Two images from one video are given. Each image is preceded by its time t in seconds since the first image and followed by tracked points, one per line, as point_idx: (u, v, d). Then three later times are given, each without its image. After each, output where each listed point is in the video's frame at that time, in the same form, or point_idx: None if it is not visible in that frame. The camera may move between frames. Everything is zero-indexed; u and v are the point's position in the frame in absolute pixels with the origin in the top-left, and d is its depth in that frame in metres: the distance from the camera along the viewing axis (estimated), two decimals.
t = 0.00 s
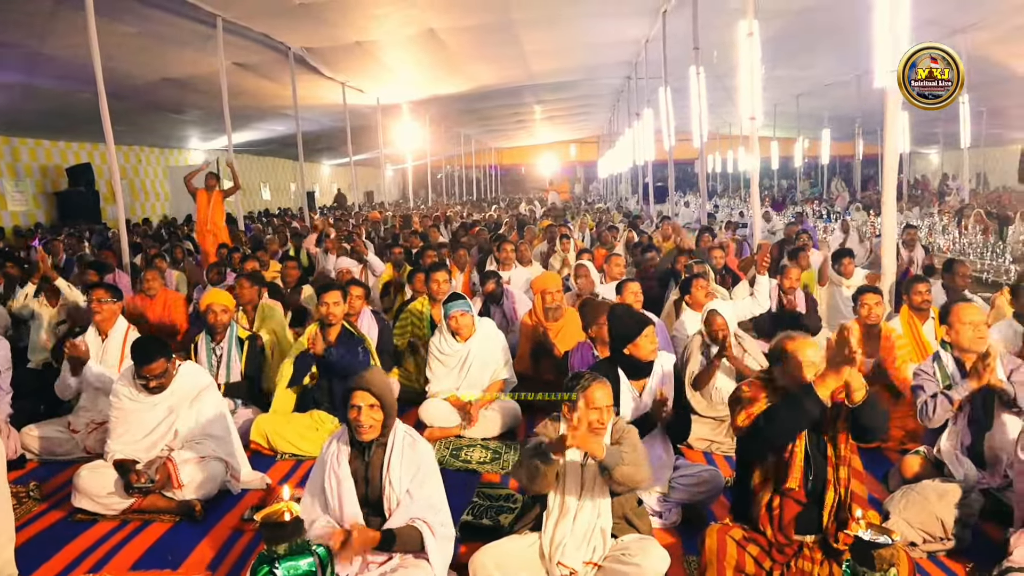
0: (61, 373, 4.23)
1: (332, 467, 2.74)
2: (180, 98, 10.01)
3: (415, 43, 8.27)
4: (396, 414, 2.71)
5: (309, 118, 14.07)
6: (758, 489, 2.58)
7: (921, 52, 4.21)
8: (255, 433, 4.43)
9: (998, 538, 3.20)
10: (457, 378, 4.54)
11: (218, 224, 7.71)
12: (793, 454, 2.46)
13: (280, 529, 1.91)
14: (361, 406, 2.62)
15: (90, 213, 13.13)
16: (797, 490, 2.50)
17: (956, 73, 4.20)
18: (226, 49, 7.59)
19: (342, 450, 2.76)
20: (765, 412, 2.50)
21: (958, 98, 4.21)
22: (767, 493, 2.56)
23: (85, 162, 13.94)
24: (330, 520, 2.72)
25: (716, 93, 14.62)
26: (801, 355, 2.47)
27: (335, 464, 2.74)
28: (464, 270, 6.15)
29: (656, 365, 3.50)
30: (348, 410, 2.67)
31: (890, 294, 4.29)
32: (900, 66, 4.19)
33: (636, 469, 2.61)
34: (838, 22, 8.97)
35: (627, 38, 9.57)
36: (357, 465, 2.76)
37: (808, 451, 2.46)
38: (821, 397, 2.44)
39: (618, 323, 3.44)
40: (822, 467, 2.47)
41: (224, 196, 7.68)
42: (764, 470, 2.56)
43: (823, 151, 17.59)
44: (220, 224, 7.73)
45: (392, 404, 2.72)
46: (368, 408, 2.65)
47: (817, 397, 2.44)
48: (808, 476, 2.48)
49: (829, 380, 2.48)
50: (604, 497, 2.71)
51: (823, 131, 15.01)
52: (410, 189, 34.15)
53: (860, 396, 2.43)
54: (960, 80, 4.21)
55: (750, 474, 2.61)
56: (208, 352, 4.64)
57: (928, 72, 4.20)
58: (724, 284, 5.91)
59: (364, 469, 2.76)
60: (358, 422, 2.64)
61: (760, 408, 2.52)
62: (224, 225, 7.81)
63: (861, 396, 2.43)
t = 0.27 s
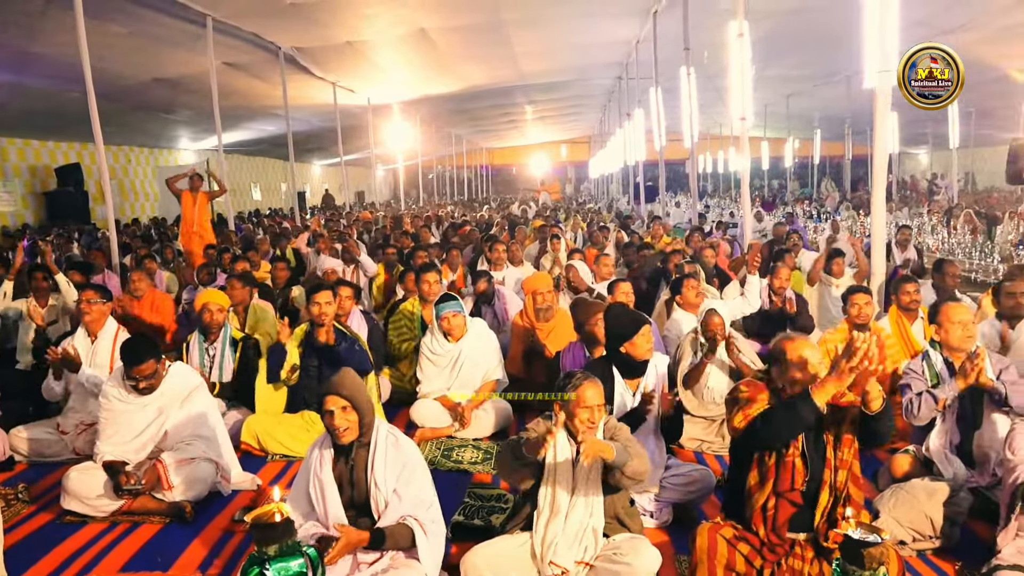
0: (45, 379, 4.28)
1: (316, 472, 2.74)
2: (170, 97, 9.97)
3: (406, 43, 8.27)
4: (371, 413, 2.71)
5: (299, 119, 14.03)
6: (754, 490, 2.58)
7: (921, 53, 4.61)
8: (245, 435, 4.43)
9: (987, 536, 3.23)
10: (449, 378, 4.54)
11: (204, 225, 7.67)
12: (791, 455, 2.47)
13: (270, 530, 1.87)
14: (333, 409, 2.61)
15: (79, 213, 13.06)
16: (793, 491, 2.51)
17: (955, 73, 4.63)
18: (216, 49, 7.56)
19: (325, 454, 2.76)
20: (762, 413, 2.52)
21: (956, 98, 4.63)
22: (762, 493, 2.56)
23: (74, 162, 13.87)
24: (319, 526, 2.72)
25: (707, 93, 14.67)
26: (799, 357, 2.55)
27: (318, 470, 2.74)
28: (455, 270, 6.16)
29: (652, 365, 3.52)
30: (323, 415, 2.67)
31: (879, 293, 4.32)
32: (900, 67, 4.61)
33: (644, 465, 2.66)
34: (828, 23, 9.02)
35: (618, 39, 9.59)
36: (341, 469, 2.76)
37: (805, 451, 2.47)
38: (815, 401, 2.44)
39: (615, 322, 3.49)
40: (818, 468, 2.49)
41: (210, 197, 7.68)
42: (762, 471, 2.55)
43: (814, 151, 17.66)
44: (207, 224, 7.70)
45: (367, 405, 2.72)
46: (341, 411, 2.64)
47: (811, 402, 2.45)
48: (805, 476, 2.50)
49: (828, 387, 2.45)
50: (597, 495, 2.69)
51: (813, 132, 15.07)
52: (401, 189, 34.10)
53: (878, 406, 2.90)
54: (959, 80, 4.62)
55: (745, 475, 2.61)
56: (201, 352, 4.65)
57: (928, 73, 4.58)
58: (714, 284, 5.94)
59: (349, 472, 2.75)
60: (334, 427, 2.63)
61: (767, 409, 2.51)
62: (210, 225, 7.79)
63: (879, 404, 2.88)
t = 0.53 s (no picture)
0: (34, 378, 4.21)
1: (305, 470, 2.74)
2: (160, 97, 9.93)
3: (397, 43, 8.25)
4: (359, 412, 2.70)
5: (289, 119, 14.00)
6: (749, 487, 2.56)
7: (921, 53, 4.72)
8: (234, 437, 4.41)
9: (976, 535, 3.24)
10: (440, 380, 4.53)
11: (188, 225, 7.82)
12: (787, 452, 2.47)
13: (262, 530, 1.87)
14: (322, 409, 2.60)
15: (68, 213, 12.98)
16: (787, 488, 2.50)
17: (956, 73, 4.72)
18: (206, 49, 7.53)
19: (314, 453, 2.75)
20: (760, 412, 2.52)
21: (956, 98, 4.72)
22: (757, 491, 2.55)
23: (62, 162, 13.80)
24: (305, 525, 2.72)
25: (698, 94, 14.71)
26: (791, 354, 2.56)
27: (306, 468, 2.74)
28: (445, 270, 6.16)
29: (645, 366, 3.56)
30: (311, 414, 2.65)
31: (869, 293, 4.35)
32: (901, 67, 4.72)
33: (623, 468, 2.63)
34: (818, 24, 9.05)
35: (610, 39, 9.61)
36: (330, 469, 2.75)
37: (801, 449, 2.47)
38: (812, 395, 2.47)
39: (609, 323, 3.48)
40: (812, 466, 2.49)
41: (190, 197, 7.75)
42: (757, 468, 2.54)
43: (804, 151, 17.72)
44: (190, 224, 7.84)
45: (355, 405, 2.71)
46: (330, 410, 2.63)
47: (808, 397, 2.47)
48: (800, 474, 2.49)
49: (824, 380, 2.50)
50: (585, 495, 2.70)
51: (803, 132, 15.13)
52: (392, 190, 34.06)
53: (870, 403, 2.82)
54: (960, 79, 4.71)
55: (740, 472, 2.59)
56: (192, 354, 4.58)
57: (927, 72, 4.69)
58: (705, 285, 5.96)
59: (338, 472, 2.74)
60: (322, 426, 2.62)
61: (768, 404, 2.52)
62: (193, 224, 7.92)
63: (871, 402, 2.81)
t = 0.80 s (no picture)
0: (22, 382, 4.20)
1: (296, 472, 2.73)
2: (148, 97, 9.89)
3: (386, 43, 8.24)
4: (352, 415, 2.68)
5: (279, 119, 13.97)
6: (740, 489, 2.56)
7: (921, 53, 4.75)
8: (225, 437, 4.39)
9: (964, 533, 3.26)
10: (431, 380, 4.53)
11: (174, 227, 7.67)
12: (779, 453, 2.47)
13: (252, 532, 1.88)
14: (314, 412, 2.58)
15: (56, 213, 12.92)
16: (778, 488, 2.50)
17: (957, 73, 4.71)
18: (194, 48, 7.49)
19: (305, 456, 2.74)
20: (750, 415, 2.50)
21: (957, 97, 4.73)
22: (748, 492, 2.54)
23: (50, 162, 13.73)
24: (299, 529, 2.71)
25: (688, 94, 14.76)
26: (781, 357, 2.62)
27: (297, 471, 2.73)
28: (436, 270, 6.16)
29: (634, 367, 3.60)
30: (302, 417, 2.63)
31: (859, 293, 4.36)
32: (901, 67, 4.76)
33: (622, 476, 2.69)
34: (806, 25, 9.09)
35: (600, 39, 9.62)
36: (321, 471, 2.74)
37: (791, 450, 2.47)
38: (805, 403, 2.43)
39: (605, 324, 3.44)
40: (803, 467, 2.50)
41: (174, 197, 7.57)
42: (749, 470, 2.54)
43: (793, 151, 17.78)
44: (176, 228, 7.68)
45: (348, 407, 2.69)
46: (320, 414, 2.61)
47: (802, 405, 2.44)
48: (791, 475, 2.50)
49: (818, 390, 2.43)
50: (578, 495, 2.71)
51: (792, 133, 15.19)
52: (383, 190, 34.02)
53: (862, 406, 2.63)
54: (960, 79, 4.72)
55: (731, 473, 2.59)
56: (182, 355, 4.55)
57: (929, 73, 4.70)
58: (696, 285, 5.99)
59: (329, 474, 2.74)
60: (314, 429, 2.60)
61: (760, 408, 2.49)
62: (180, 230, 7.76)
63: (863, 405, 2.63)
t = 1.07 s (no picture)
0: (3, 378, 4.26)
1: (286, 471, 2.72)
2: (137, 97, 9.85)
3: (378, 43, 8.23)
4: (344, 414, 2.70)
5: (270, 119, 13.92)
6: (727, 489, 2.56)
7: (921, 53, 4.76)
8: (215, 438, 4.38)
9: (953, 531, 3.27)
10: (422, 380, 4.54)
11: (163, 226, 7.60)
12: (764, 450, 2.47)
13: (243, 532, 1.88)
14: (307, 409, 2.60)
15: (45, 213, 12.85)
16: (765, 486, 2.50)
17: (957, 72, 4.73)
18: (184, 48, 7.46)
19: (296, 454, 2.74)
20: (728, 412, 2.57)
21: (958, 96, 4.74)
22: (735, 492, 2.54)
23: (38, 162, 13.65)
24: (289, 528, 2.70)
25: (679, 95, 14.79)
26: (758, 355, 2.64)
27: (288, 468, 2.72)
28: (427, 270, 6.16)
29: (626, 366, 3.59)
30: (295, 415, 2.64)
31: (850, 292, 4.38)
32: (901, 67, 4.78)
33: (604, 464, 2.68)
34: (796, 26, 9.12)
35: (591, 39, 9.63)
36: (312, 470, 2.74)
37: (776, 446, 2.48)
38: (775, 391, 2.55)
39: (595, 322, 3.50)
40: (789, 463, 2.50)
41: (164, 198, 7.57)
42: (733, 469, 2.53)
43: (784, 151, 17.82)
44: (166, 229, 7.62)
45: (341, 406, 2.71)
46: (314, 412, 2.63)
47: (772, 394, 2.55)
48: (777, 471, 2.50)
49: (784, 377, 2.57)
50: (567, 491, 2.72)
51: (783, 133, 15.24)
52: (374, 190, 33.97)
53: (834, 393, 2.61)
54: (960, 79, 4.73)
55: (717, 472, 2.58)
56: (172, 356, 4.55)
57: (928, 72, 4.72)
58: (687, 285, 6.01)
59: (320, 473, 2.73)
60: (307, 427, 2.62)
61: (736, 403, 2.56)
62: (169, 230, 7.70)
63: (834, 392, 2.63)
